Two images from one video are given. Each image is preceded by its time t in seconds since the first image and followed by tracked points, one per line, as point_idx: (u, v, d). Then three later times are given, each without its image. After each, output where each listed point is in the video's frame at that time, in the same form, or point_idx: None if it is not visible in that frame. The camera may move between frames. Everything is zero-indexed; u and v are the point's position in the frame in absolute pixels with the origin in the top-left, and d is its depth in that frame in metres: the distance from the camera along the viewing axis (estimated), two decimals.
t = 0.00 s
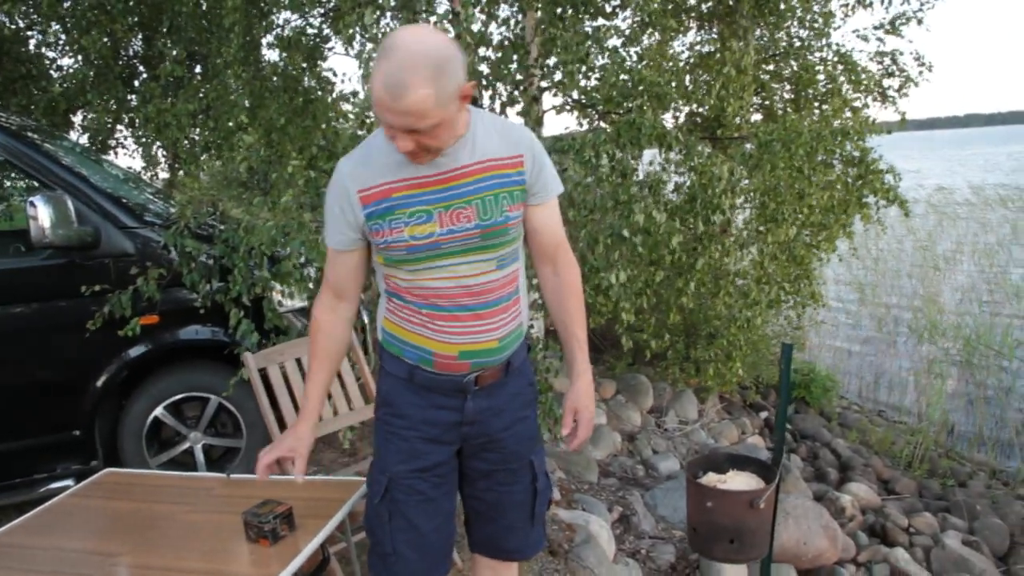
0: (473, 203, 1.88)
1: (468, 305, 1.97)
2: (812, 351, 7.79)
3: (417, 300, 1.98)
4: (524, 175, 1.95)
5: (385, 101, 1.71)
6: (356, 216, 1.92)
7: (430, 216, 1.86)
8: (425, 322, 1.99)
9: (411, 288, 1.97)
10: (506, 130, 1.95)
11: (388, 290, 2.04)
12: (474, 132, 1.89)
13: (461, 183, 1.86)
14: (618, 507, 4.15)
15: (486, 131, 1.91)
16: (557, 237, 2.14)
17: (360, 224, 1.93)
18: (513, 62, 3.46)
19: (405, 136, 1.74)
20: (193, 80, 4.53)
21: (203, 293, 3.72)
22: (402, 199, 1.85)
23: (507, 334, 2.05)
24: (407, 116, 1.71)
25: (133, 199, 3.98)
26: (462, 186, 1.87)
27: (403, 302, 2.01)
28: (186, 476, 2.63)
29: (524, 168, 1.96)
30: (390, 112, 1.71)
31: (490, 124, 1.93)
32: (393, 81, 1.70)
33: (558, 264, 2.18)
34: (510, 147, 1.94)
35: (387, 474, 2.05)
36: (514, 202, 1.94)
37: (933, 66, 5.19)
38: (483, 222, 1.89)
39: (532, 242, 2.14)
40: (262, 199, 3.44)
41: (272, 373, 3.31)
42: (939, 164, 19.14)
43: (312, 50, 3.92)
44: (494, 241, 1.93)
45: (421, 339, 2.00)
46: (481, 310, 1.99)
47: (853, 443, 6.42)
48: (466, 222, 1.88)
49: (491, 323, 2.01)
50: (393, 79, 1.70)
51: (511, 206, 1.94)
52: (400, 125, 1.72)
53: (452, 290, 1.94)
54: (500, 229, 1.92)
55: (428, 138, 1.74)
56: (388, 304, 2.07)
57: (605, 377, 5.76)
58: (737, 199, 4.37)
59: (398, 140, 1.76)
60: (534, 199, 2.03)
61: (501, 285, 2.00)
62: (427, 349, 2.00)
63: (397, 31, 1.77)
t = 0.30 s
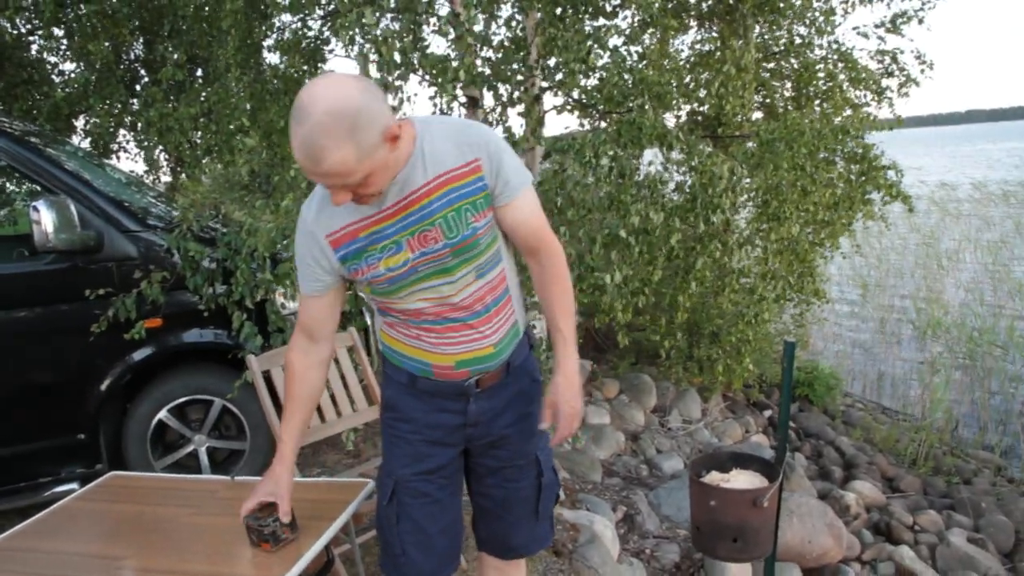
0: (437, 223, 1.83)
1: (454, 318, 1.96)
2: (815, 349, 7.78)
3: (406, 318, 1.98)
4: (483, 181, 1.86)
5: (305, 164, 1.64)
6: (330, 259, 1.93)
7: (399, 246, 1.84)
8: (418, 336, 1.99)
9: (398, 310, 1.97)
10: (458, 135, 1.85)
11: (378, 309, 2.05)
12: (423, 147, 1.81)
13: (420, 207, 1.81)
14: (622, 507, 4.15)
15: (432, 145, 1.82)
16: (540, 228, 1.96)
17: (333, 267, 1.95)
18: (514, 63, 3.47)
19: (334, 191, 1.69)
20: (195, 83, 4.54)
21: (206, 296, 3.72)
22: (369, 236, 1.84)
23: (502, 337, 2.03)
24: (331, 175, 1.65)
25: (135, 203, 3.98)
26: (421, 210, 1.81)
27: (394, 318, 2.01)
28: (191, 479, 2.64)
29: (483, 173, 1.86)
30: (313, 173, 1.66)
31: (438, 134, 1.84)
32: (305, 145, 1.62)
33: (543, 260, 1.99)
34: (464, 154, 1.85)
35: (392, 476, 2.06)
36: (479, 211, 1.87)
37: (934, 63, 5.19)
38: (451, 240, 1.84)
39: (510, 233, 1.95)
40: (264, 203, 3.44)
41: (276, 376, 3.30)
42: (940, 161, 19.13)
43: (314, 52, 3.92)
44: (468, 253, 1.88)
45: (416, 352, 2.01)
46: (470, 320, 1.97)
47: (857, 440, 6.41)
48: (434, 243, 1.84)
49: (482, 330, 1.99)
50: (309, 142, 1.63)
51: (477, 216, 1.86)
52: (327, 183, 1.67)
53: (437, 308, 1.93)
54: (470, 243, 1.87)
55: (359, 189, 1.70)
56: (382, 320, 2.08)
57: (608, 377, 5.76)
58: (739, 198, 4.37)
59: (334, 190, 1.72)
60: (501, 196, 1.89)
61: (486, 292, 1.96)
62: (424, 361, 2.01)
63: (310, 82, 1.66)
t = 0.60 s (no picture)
0: (427, 220, 1.82)
1: (428, 317, 1.94)
2: (799, 349, 7.84)
3: (382, 311, 1.99)
4: (480, 191, 1.82)
5: (337, 131, 1.64)
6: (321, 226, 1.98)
7: (386, 232, 1.84)
8: (390, 332, 1.99)
9: (376, 299, 1.98)
10: (470, 141, 1.83)
11: (360, 297, 2.06)
12: (434, 146, 1.81)
13: (415, 201, 1.81)
14: (607, 508, 4.16)
15: (442, 144, 1.81)
16: (519, 254, 1.85)
17: (325, 232, 1.99)
18: (498, 65, 3.47)
19: (362, 163, 1.69)
20: (178, 85, 4.52)
21: (188, 299, 3.69)
22: (360, 214, 1.85)
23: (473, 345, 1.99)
24: (362, 145, 1.65)
25: (118, 206, 3.96)
26: (415, 204, 1.81)
27: (372, 308, 2.02)
28: (171, 483, 2.62)
29: (479, 185, 1.82)
30: (344, 141, 1.65)
31: (450, 136, 1.82)
32: (342, 111, 1.63)
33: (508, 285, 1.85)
34: (471, 161, 1.82)
35: (364, 475, 2.09)
36: (470, 220, 1.83)
37: (915, 65, 5.24)
38: (436, 240, 1.83)
39: (490, 251, 1.85)
40: (247, 205, 3.43)
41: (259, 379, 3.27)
42: (922, 163, 19.31)
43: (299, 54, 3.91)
44: (452, 257, 1.86)
45: (388, 346, 2.01)
46: (443, 322, 1.95)
47: (840, 440, 6.46)
48: (420, 239, 1.83)
49: (452, 334, 1.96)
50: (343, 109, 1.63)
51: (468, 224, 1.83)
52: (355, 154, 1.67)
53: (412, 303, 1.93)
54: (454, 247, 1.84)
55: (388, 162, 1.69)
56: (362, 310, 2.09)
57: (594, 378, 5.77)
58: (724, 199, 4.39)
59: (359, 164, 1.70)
60: (491, 210, 1.82)
61: (464, 298, 1.93)
62: (393, 357, 2.00)
63: (344, 55, 1.68)
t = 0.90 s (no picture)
0: (450, 202, 1.81)
1: (424, 303, 1.89)
2: (781, 347, 7.89)
3: (376, 290, 1.91)
4: (503, 184, 1.84)
5: (405, 89, 1.62)
6: (337, 189, 1.84)
7: (406, 205, 1.80)
8: (380, 314, 1.92)
9: (373, 277, 1.91)
10: (502, 139, 1.85)
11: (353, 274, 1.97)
12: (467, 135, 1.81)
13: (442, 180, 1.80)
14: (588, 503, 4.17)
15: (476, 133, 1.81)
16: (529, 254, 1.87)
17: (342, 194, 1.84)
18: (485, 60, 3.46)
19: (420, 127, 1.66)
20: (161, 74, 4.48)
21: (169, 290, 3.65)
22: (383, 182, 1.80)
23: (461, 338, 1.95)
24: (427, 106, 1.63)
25: (99, 194, 3.92)
26: (440, 184, 1.80)
27: (364, 288, 1.94)
28: (151, 475, 2.60)
29: (504, 178, 1.84)
30: (409, 101, 1.62)
31: (482, 129, 1.83)
32: (416, 69, 1.61)
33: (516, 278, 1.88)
34: (499, 157, 1.84)
35: (348, 463, 2.06)
36: (490, 210, 1.84)
37: (899, 67, 5.29)
38: (455, 223, 1.82)
39: (501, 246, 1.87)
40: (231, 197, 3.40)
41: (241, 371, 3.24)
42: (903, 164, 19.51)
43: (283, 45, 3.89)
44: (464, 243, 1.86)
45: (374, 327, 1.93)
46: (438, 309, 1.90)
47: (820, 437, 6.52)
48: (438, 219, 1.81)
49: (443, 324, 1.91)
50: (414, 69, 1.62)
51: (486, 215, 1.84)
52: (416, 114, 1.64)
53: (411, 286, 1.87)
54: (469, 234, 1.84)
55: (445, 131, 1.68)
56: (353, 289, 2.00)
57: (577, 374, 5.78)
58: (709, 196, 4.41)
59: (411, 127, 1.67)
60: (510, 206, 1.85)
61: (463, 288, 1.91)
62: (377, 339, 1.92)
63: (413, 21, 1.68)
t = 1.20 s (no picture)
0: (458, 198, 1.88)
1: (423, 298, 1.93)
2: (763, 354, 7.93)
3: (371, 283, 1.92)
4: (507, 186, 1.94)
5: (448, 85, 1.69)
6: (342, 172, 1.84)
7: (415, 197, 1.85)
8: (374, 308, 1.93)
9: (371, 269, 1.92)
10: (506, 142, 1.94)
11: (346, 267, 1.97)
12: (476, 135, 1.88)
13: (452, 176, 1.86)
14: (570, 505, 4.18)
15: (485, 135, 1.88)
16: (525, 256, 2.03)
17: (347, 177, 1.85)
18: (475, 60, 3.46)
19: (453, 121, 1.73)
20: (148, 65, 4.44)
21: (152, 283, 3.62)
22: (393, 171, 1.83)
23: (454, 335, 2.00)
24: (465, 104, 1.71)
25: (82, 185, 3.88)
26: (449, 179, 1.86)
27: (357, 282, 1.94)
28: (130, 470, 2.57)
29: (508, 181, 1.94)
30: (450, 97, 1.70)
31: (489, 131, 1.91)
32: (461, 68, 1.69)
33: (513, 276, 2.03)
34: (505, 159, 1.93)
35: (332, 462, 2.03)
36: (493, 210, 1.94)
37: (885, 78, 5.34)
38: (461, 219, 1.89)
39: (499, 246, 2.01)
40: (217, 190, 3.38)
41: (224, 367, 3.21)
42: (887, 174, 19.70)
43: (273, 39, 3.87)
44: (465, 241, 1.93)
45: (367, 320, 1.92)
46: (434, 305, 1.94)
47: (800, 443, 6.56)
48: (445, 214, 1.87)
49: (439, 320, 1.96)
50: (459, 66, 1.69)
51: (490, 214, 1.93)
52: (452, 111, 1.71)
53: (411, 280, 1.91)
54: (473, 231, 1.92)
55: (472, 128, 1.76)
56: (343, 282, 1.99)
57: (560, 376, 5.78)
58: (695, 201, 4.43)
59: (442, 121, 1.74)
60: (512, 206, 1.97)
61: (461, 286, 1.97)
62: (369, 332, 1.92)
63: (457, 19, 1.75)
